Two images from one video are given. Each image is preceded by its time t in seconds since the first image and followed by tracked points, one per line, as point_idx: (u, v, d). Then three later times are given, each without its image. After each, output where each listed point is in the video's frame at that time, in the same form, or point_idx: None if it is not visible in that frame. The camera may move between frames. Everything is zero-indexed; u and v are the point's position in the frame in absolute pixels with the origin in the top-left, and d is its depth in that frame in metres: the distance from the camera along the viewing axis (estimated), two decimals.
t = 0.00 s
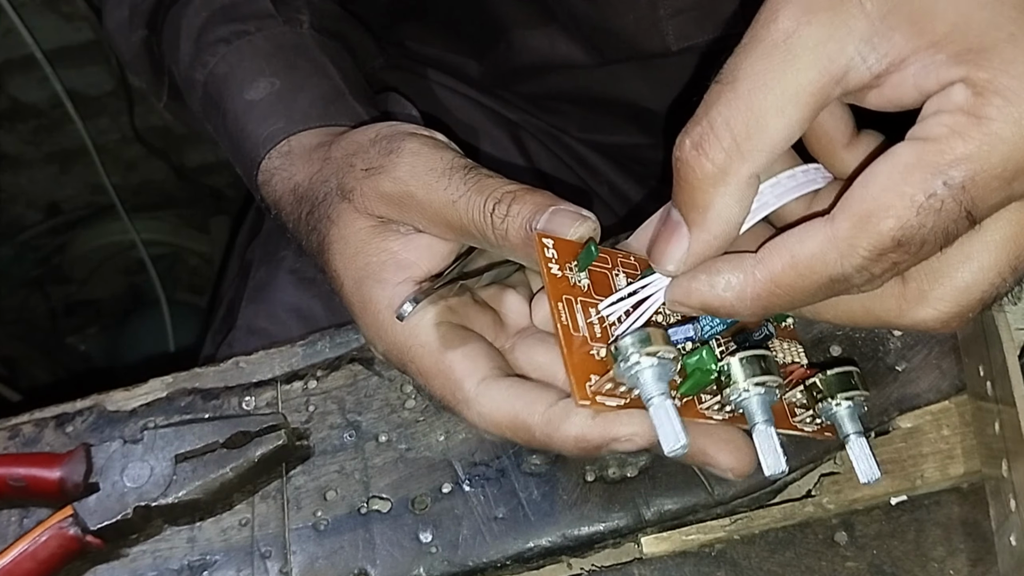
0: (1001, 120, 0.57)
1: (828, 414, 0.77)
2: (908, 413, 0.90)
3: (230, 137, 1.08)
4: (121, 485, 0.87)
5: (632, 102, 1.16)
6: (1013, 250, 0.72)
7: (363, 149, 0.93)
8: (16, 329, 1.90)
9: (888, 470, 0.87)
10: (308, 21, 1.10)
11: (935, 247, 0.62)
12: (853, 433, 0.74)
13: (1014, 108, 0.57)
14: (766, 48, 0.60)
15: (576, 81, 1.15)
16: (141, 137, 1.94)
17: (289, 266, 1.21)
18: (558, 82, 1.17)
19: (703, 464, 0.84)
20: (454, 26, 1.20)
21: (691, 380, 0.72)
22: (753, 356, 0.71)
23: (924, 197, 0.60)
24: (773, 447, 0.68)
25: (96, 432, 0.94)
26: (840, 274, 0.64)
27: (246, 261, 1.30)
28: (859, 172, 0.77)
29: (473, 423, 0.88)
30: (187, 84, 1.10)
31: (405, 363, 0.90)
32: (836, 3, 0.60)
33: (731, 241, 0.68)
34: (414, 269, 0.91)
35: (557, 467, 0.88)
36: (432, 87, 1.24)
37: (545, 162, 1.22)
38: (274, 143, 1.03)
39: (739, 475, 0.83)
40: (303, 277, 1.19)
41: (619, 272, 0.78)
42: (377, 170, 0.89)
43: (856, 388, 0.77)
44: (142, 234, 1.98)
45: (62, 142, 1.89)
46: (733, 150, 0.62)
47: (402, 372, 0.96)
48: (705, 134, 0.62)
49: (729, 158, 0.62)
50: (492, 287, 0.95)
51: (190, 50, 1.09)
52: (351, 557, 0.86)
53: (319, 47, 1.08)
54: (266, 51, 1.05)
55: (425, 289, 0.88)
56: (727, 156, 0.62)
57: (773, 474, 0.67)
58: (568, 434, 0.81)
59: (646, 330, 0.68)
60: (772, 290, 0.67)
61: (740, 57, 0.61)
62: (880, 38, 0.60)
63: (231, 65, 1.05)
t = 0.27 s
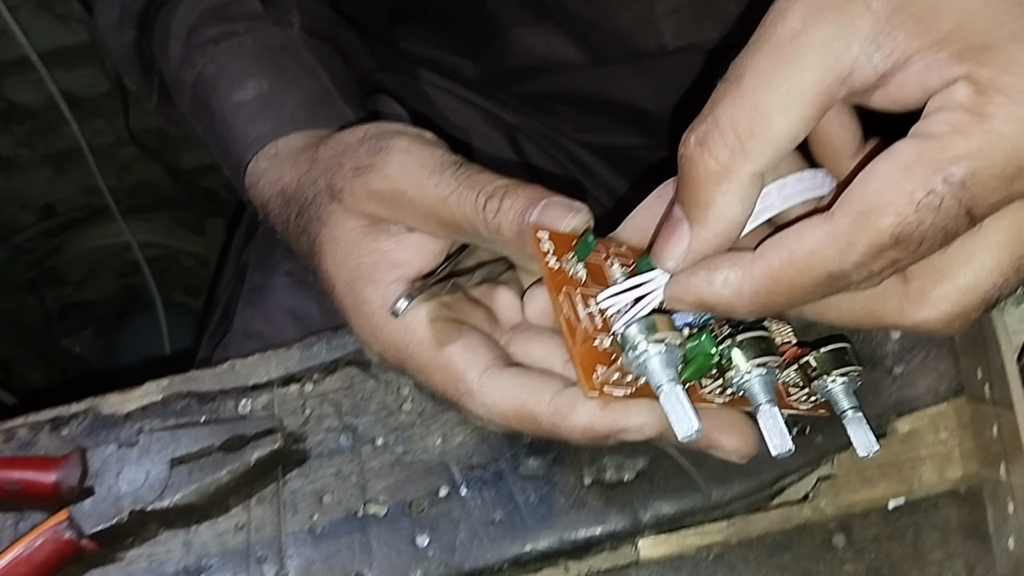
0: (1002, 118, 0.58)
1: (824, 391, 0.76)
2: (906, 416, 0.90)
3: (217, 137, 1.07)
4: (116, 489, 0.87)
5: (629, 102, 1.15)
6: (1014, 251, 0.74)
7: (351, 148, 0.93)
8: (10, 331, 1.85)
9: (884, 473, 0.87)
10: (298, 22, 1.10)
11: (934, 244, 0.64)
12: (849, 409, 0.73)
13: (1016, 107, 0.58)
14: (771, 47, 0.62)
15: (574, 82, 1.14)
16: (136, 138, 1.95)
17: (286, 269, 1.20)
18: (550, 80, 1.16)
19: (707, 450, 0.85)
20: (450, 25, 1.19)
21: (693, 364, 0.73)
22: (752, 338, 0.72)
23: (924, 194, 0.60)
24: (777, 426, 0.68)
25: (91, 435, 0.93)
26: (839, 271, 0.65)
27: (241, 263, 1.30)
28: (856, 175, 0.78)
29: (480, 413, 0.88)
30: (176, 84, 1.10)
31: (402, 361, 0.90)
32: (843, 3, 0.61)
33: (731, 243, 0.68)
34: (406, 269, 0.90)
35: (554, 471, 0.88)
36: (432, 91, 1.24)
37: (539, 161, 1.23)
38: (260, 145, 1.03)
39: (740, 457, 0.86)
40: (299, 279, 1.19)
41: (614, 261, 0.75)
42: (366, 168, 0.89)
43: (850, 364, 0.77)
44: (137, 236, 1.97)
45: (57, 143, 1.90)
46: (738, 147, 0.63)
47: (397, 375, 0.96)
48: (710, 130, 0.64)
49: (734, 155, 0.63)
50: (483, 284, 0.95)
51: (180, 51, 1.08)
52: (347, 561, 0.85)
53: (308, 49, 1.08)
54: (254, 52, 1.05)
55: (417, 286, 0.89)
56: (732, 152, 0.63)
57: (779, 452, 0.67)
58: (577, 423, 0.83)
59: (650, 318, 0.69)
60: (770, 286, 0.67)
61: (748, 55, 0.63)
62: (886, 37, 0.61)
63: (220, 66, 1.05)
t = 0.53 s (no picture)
0: (968, 113, 0.56)
1: (804, 402, 0.77)
2: (893, 427, 0.90)
3: (202, 144, 1.07)
4: (102, 500, 0.86)
5: (615, 112, 1.15)
6: (991, 249, 0.71)
7: (334, 156, 0.93)
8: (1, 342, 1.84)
9: (872, 484, 0.88)
10: (287, 31, 1.11)
11: (895, 237, 0.61)
12: (828, 420, 0.74)
13: (985, 100, 0.56)
14: (755, 51, 0.63)
15: (567, 87, 1.14)
16: (128, 148, 1.93)
17: (276, 278, 1.20)
18: (542, 88, 1.16)
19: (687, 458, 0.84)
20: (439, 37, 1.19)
21: (674, 373, 0.71)
22: (733, 347, 0.73)
23: (885, 181, 0.58)
24: (757, 435, 0.69)
25: (78, 446, 0.93)
26: (799, 258, 0.63)
27: (232, 272, 1.30)
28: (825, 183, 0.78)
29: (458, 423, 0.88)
30: (163, 91, 1.09)
31: (383, 369, 0.90)
32: (825, 6, 0.61)
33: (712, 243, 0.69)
34: (389, 276, 0.90)
35: (541, 481, 0.88)
36: (424, 106, 1.25)
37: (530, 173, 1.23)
38: (246, 152, 1.03)
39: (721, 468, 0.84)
40: (289, 289, 1.19)
41: (595, 272, 0.76)
42: (349, 176, 0.89)
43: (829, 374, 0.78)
44: (127, 245, 1.98)
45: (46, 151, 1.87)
46: (720, 151, 0.64)
47: (386, 386, 0.95)
48: (696, 132, 0.65)
49: (716, 159, 0.65)
50: (466, 293, 0.95)
51: (168, 59, 1.08)
52: (334, 571, 0.85)
53: (297, 57, 1.08)
54: (241, 59, 1.05)
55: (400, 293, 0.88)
56: (714, 156, 0.65)
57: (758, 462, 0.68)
58: (557, 430, 0.82)
59: (632, 326, 0.70)
60: (733, 277, 0.67)
61: (735, 60, 0.64)
62: (863, 40, 0.60)
63: (207, 74, 1.05)
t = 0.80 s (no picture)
0: (945, 112, 0.58)
1: (811, 400, 0.78)
2: (888, 436, 0.91)
3: (204, 150, 1.07)
4: (99, 510, 0.86)
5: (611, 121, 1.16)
6: (976, 247, 0.70)
7: (336, 156, 0.93)
8: None
9: (867, 493, 0.88)
10: (286, 39, 1.11)
11: (884, 242, 0.62)
12: (835, 417, 0.75)
13: (959, 101, 0.58)
14: (727, 57, 0.64)
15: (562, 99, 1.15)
16: (125, 158, 1.94)
17: (272, 287, 1.20)
18: (537, 98, 1.16)
19: (690, 454, 0.85)
20: (436, 47, 1.20)
21: (675, 368, 0.73)
22: (736, 341, 0.74)
23: (870, 187, 0.59)
24: (759, 427, 0.70)
25: (75, 456, 0.93)
26: (790, 269, 0.64)
27: (228, 282, 1.30)
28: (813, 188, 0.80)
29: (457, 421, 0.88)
30: (164, 99, 1.10)
31: (386, 366, 0.91)
32: (792, 12, 0.63)
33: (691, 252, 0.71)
34: (393, 273, 0.91)
35: (539, 490, 0.88)
36: (422, 117, 1.26)
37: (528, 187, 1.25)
38: (246, 157, 1.04)
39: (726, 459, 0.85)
40: (286, 298, 1.19)
41: (599, 265, 0.78)
42: (351, 174, 0.90)
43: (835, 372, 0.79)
44: (123, 255, 1.98)
45: (46, 163, 1.87)
46: (696, 155, 0.66)
47: (383, 396, 0.96)
48: (670, 138, 0.67)
49: (691, 163, 0.66)
50: (471, 291, 0.96)
51: (168, 66, 1.09)
52: None
53: (298, 64, 1.09)
54: (242, 66, 1.06)
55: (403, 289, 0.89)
56: (690, 160, 0.66)
57: (762, 455, 0.69)
58: (557, 421, 0.81)
59: (630, 313, 0.71)
60: (724, 286, 0.67)
61: (705, 66, 0.66)
62: (833, 43, 0.62)
63: (207, 81, 1.05)
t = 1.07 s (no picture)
0: (935, 119, 0.58)
1: (815, 402, 0.78)
2: (886, 443, 0.90)
3: (205, 154, 1.08)
4: (97, 518, 0.86)
5: (608, 129, 1.16)
6: (971, 250, 0.70)
7: (337, 157, 0.93)
8: None
9: (866, 500, 0.88)
10: (286, 43, 1.11)
11: (885, 255, 0.62)
12: (839, 421, 0.75)
13: (947, 107, 0.58)
14: (709, 66, 0.64)
15: (560, 106, 1.15)
16: (122, 165, 1.94)
17: (271, 294, 1.21)
18: (535, 105, 1.17)
19: (693, 455, 0.85)
20: (434, 54, 1.21)
21: (675, 370, 0.74)
22: (736, 344, 0.74)
23: (867, 201, 0.60)
24: (758, 431, 0.69)
25: (73, 463, 0.93)
26: (792, 286, 0.64)
27: (226, 290, 1.30)
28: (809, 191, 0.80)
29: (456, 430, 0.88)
30: (164, 104, 1.10)
31: (387, 369, 0.91)
32: (773, 20, 0.63)
33: (673, 265, 0.71)
34: (394, 275, 0.91)
35: (537, 497, 0.88)
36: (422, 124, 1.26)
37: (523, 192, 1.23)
38: (248, 160, 1.04)
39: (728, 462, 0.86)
40: (285, 305, 1.19)
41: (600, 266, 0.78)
42: (353, 176, 0.90)
43: (840, 373, 0.79)
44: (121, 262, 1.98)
45: (45, 168, 1.88)
46: (678, 163, 0.66)
47: (382, 403, 0.96)
48: (652, 147, 0.66)
49: (675, 172, 0.66)
50: (472, 292, 0.96)
51: (168, 71, 1.09)
52: None
53: (297, 66, 1.09)
54: (242, 70, 1.06)
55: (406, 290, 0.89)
56: (673, 169, 0.66)
57: (761, 460, 0.68)
58: (555, 426, 0.81)
59: (629, 317, 0.70)
60: (725, 301, 0.67)
61: (685, 77, 0.65)
62: (818, 52, 0.62)
63: (208, 85, 1.06)
